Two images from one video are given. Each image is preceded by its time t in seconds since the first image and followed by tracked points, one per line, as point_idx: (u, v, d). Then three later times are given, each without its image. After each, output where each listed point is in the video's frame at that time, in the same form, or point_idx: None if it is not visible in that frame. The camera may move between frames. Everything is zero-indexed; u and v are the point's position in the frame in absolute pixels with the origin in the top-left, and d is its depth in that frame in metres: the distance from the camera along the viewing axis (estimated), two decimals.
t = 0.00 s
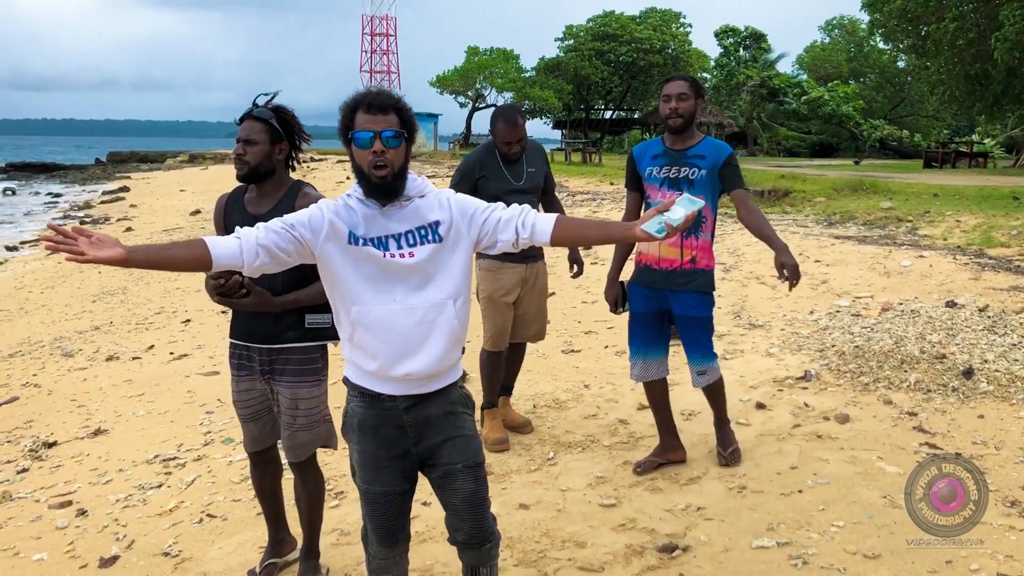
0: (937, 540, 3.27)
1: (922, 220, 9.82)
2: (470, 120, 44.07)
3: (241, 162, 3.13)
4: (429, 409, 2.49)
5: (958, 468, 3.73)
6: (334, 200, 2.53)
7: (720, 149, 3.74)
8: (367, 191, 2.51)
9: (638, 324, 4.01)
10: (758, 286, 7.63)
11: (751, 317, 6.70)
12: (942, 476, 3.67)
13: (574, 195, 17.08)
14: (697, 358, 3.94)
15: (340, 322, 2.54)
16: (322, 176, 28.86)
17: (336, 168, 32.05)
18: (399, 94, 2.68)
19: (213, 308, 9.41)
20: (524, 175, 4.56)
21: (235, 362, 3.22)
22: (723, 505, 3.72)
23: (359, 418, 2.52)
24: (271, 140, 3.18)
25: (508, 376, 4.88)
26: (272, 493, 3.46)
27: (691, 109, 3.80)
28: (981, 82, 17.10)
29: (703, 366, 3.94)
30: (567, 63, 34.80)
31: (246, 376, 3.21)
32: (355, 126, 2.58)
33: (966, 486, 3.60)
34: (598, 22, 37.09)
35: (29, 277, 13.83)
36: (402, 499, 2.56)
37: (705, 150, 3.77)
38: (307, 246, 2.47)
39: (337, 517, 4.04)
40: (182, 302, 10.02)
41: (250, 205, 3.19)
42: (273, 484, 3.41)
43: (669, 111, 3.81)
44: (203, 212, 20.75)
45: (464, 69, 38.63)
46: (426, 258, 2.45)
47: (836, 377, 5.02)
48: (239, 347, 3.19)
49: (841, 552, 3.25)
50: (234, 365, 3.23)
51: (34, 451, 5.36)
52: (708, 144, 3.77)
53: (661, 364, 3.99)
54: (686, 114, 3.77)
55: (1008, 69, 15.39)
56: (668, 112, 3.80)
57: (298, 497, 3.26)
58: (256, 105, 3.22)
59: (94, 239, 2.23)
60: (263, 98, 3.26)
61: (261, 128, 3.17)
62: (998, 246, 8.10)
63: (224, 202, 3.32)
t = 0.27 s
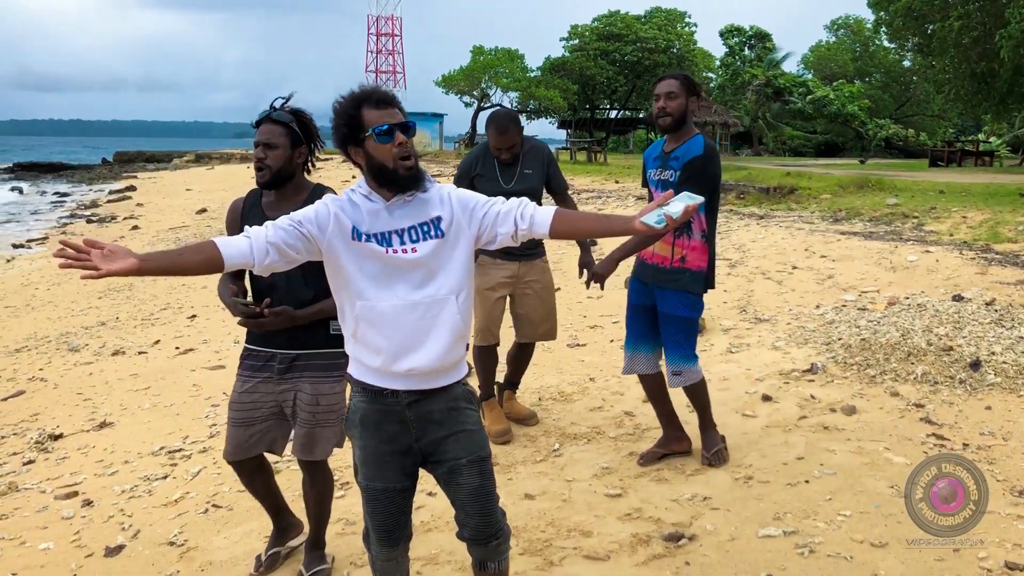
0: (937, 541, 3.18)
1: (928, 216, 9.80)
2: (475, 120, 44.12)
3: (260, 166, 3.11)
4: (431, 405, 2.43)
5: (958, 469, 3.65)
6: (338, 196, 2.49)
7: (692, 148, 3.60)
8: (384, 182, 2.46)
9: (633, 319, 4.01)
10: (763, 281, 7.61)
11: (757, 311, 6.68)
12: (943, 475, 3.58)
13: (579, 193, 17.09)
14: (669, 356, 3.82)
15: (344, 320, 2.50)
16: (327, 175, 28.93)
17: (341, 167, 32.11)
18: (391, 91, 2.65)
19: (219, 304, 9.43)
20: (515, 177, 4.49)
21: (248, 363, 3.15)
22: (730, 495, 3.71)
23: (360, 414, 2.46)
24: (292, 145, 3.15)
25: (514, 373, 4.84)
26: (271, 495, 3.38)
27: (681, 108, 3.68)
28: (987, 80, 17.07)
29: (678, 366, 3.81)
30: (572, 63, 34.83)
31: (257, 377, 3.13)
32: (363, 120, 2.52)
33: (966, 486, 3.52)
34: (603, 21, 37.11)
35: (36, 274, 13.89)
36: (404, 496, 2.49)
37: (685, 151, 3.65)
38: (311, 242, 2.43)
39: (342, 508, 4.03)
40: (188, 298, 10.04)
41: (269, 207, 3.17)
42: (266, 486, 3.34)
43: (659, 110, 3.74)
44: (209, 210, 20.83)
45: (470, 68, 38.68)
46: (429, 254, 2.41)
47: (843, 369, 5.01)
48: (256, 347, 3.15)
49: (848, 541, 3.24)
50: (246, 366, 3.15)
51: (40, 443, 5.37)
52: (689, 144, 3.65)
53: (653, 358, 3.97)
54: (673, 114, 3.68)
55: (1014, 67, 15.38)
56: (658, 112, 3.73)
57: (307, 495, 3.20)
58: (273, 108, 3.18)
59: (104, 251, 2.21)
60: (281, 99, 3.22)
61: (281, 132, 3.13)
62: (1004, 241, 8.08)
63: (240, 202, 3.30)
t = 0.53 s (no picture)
0: (936, 540, 3.12)
1: (933, 214, 9.79)
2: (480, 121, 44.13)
3: (271, 140, 3.12)
4: (438, 383, 2.46)
5: (959, 469, 3.58)
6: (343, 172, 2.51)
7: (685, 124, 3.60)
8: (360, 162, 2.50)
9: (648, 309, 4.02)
10: (768, 277, 7.61)
11: (761, 307, 6.68)
12: (943, 476, 3.52)
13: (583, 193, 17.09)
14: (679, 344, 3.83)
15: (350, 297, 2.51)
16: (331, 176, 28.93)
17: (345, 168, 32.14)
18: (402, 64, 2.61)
19: (224, 301, 9.44)
20: (497, 163, 4.45)
21: (257, 353, 3.15)
22: (734, 486, 3.71)
23: (368, 391, 2.48)
24: (301, 122, 3.19)
25: (513, 367, 4.78)
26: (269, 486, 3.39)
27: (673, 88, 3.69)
28: (992, 80, 17.02)
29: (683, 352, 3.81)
30: (576, 63, 34.81)
31: (267, 365, 3.15)
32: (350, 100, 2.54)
33: (966, 487, 3.45)
34: (608, 22, 37.08)
35: (42, 273, 13.92)
36: (410, 474, 2.51)
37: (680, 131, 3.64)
38: (319, 219, 2.44)
39: (347, 499, 4.04)
40: (192, 295, 10.06)
41: (269, 184, 3.17)
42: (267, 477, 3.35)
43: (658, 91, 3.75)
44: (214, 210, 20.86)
45: (474, 69, 38.68)
46: (437, 231, 2.42)
47: (847, 363, 5.00)
48: (263, 334, 3.15)
49: (853, 531, 3.24)
50: (253, 355, 3.15)
51: (45, 437, 5.38)
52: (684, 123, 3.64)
53: (666, 348, 3.97)
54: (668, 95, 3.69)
55: (1019, 66, 15.34)
56: (656, 92, 3.75)
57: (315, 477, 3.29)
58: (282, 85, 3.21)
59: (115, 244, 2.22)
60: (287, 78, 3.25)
61: (292, 108, 3.16)
62: (1010, 238, 8.06)
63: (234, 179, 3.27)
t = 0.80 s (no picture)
0: (935, 541, 3.08)
1: (937, 215, 9.78)
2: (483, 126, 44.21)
3: (273, 132, 3.13)
4: (448, 376, 2.47)
5: (960, 467, 3.52)
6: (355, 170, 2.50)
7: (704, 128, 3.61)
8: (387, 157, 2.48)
9: (665, 307, 3.98)
10: (772, 277, 7.61)
11: (765, 306, 6.68)
12: (943, 475, 3.46)
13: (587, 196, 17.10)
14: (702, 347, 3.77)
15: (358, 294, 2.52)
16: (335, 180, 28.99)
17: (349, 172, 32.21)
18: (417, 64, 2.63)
19: (229, 302, 9.46)
20: (482, 154, 4.44)
21: (248, 346, 3.14)
22: (740, 481, 3.71)
23: (378, 386, 2.48)
24: (296, 115, 3.23)
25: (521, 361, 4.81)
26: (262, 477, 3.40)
27: (690, 85, 3.73)
28: (996, 83, 17.01)
29: (709, 354, 3.76)
30: (580, 68, 34.86)
31: (259, 358, 3.15)
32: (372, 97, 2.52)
33: (966, 487, 3.39)
34: (611, 26, 37.12)
35: (47, 275, 13.97)
36: (421, 469, 2.51)
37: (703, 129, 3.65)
38: (331, 218, 2.43)
39: (352, 495, 4.05)
40: (197, 296, 10.09)
41: (261, 176, 3.18)
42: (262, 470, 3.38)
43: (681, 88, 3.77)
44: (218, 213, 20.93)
45: (478, 74, 38.75)
46: (448, 229, 2.43)
47: (852, 361, 5.00)
48: (252, 326, 3.14)
49: (858, 524, 3.24)
50: (244, 348, 3.15)
51: (51, 434, 5.40)
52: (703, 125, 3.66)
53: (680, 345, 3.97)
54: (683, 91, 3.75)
55: (1023, 69, 15.33)
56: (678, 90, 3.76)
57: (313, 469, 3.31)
58: (274, 76, 3.21)
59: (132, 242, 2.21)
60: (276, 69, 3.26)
61: (291, 103, 3.19)
62: (1014, 238, 8.05)
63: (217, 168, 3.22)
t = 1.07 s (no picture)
0: (937, 540, 3.07)
1: (942, 222, 9.78)
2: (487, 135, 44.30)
3: (258, 143, 3.05)
4: (453, 369, 2.47)
5: (959, 468, 3.52)
6: (365, 162, 2.51)
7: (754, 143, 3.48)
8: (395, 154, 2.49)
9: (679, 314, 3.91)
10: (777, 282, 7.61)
11: (770, 311, 6.68)
12: (943, 476, 3.46)
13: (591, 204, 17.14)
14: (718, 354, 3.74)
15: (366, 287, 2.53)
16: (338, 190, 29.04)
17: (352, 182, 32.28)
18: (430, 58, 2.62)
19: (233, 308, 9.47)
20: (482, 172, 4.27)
21: (230, 348, 3.09)
22: (746, 481, 3.70)
23: (383, 379, 2.49)
24: (276, 124, 3.15)
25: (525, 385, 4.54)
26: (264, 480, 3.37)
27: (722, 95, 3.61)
28: (999, 92, 17.02)
29: (728, 362, 3.72)
30: (583, 77, 34.94)
31: (242, 359, 3.10)
32: (387, 92, 2.51)
33: (966, 486, 3.39)
34: (615, 36, 37.21)
35: (52, 283, 14.00)
36: (426, 462, 2.52)
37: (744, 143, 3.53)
38: (340, 211, 2.44)
39: (357, 496, 4.05)
40: (202, 303, 10.10)
41: (243, 189, 3.07)
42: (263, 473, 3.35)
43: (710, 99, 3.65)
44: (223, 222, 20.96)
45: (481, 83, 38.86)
46: (455, 222, 2.45)
47: (857, 364, 5.00)
48: (234, 329, 3.09)
49: (865, 523, 3.23)
50: (226, 350, 3.09)
51: (57, 437, 5.40)
52: (747, 137, 3.52)
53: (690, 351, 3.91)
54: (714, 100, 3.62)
55: None
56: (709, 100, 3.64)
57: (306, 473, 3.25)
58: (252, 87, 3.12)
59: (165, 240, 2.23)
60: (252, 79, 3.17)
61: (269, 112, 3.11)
62: (1019, 244, 8.05)
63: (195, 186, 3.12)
